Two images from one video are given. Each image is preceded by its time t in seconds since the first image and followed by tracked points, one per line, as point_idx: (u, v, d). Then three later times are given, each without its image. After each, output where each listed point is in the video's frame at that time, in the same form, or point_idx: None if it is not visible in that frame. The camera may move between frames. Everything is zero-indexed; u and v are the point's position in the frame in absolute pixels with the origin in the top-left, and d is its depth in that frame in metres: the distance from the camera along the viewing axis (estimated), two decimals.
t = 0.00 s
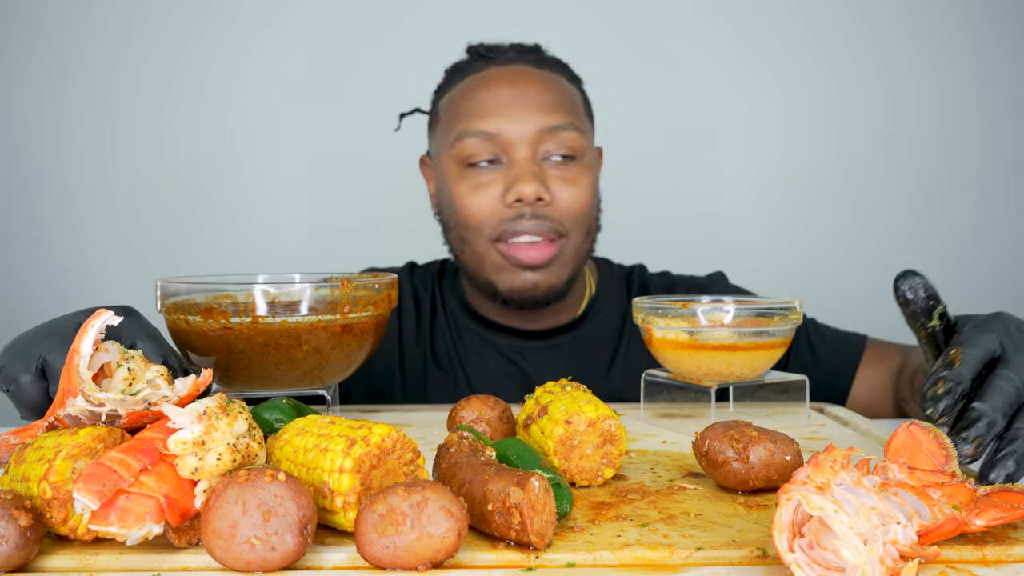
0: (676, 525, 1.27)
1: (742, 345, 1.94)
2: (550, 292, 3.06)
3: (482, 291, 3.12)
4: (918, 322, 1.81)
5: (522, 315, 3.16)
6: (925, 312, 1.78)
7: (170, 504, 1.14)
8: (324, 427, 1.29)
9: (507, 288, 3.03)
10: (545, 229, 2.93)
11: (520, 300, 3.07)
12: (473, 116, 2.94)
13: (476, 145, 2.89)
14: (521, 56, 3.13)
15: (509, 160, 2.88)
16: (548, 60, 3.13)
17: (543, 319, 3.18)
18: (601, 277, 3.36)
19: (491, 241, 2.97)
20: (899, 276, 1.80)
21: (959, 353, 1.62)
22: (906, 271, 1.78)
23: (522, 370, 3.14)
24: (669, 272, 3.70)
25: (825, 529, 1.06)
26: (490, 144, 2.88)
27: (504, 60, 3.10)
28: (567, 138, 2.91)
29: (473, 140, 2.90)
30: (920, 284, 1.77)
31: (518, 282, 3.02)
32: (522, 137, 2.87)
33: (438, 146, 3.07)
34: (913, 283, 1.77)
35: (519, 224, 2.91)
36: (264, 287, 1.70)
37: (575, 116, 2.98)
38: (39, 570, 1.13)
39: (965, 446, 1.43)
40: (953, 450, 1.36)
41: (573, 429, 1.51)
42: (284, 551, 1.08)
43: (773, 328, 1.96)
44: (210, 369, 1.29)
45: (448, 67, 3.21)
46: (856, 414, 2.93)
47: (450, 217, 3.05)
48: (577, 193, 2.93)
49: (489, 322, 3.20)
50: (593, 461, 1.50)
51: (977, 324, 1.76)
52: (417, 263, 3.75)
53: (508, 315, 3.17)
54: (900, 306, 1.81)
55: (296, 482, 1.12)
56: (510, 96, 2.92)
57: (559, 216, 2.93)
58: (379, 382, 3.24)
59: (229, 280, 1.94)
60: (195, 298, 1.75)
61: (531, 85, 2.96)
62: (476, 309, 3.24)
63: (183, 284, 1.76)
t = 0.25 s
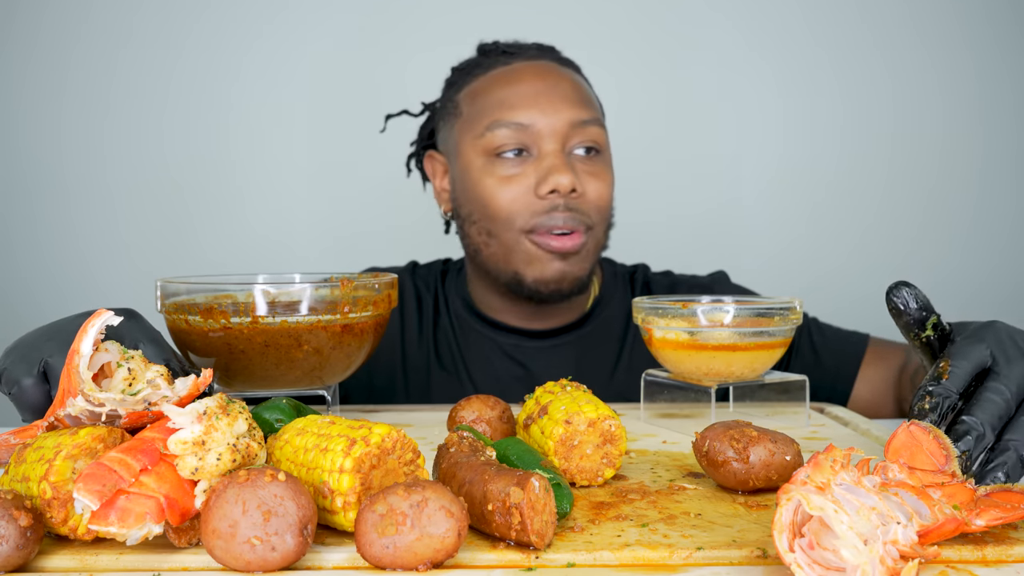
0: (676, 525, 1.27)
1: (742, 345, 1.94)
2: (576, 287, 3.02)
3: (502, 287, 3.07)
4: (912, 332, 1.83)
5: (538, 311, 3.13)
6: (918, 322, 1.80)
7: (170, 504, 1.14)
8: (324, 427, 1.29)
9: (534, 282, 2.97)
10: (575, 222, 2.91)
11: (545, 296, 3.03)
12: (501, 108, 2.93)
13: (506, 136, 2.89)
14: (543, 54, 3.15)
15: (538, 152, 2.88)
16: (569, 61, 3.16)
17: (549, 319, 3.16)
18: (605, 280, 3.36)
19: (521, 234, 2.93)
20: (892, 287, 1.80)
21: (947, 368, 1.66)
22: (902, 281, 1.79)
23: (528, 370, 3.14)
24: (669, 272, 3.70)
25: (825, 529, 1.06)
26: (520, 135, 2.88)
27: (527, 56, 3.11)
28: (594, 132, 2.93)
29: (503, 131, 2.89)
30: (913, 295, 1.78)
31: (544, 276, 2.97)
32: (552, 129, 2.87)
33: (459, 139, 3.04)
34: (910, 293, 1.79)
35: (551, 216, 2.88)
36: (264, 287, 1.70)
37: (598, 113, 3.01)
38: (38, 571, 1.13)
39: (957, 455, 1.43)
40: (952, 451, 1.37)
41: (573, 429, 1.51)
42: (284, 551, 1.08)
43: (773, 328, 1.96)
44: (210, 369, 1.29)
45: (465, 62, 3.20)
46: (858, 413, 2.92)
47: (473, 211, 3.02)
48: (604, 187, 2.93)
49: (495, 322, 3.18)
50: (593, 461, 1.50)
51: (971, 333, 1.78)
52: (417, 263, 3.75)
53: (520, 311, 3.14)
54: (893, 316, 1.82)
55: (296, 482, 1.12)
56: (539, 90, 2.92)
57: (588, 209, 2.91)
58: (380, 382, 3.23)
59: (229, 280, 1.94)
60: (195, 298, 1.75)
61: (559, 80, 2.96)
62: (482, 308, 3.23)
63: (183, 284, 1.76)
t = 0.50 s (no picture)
0: (676, 525, 1.27)
1: (742, 345, 1.94)
2: (580, 286, 3.01)
3: (507, 285, 3.05)
4: (913, 319, 1.84)
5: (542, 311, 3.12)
6: (920, 309, 1.82)
7: (170, 504, 1.14)
8: (324, 427, 1.29)
9: (540, 281, 2.96)
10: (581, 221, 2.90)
11: (549, 295, 3.02)
12: (507, 107, 2.93)
13: (512, 135, 2.90)
14: (549, 54, 3.17)
15: (545, 152, 2.88)
16: (575, 61, 3.16)
17: (551, 319, 3.15)
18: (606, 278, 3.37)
19: (527, 233, 2.92)
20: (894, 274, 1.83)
21: (947, 351, 1.67)
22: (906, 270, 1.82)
23: (529, 370, 3.14)
24: (669, 272, 3.70)
25: (825, 529, 1.06)
26: (527, 134, 2.88)
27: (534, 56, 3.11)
28: (600, 133, 2.93)
29: (509, 130, 2.90)
30: (915, 282, 1.80)
31: (549, 275, 2.96)
32: (559, 129, 2.87)
33: (465, 138, 3.04)
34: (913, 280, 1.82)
35: (557, 215, 2.87)
36: (264, 287, 1.70)
37: (605, 114, 3.01)
38: (38, 571, 1.13)
39: (954, 437, 1.44)
40: (952, 450, 1.36)
41: (573, 429, 1.51)
42: (284, 551, 1.08)
43: (773, 328, 1.96)
44: (210, 369, 1.29)
45: (471, 61, 3.20)
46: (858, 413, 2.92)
47: (478, 209, 3.02)
48: (610, 187, 2.93)
49: (496, 323, 3.18)
50: (593, 461, 1.50)
51: (971, 319, 1.78)
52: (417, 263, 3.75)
53: (523, 311, 3.13)
54: (894, 303, 1.84)
55: (296, 482, 1.12)
56: (546, 89, 2.92)
57: (594, 208, 2.91)
58: (380, 382, 3.23)
59: (229, 280, 1.94)
60: (195, 298, 1.75)
61: (566, 80, 2.97)
62: (483, 308, 3.23)
63: (183, 285, 1.76)
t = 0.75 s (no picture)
0: (676, 525, 1.27)
1: (742, 345, 1.94)
2: (579, 284, 3.01)
3: (506, 283, 3.06)
4: (926, 299, 1.99)
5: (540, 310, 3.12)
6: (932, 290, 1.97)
7: (170, 504, 1.14)
8: (324, 427, 1.29)
9: (538, 278, 2.97)
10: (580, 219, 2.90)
11: (548, 294, 3.02)
12: (507, 106, 2.93)
13: (512, 133, 2.90)
14: (550, 54, 3.17)
15: (544, 150, 2.88)
16: (576, 61, 3.16)
17: (549, 320, 3.16)
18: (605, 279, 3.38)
19: (525, 231, 2.92)
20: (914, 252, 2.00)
21: (952, 331, 1.81)
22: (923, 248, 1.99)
23: (529, 369, 3.13)
24: (669, 271, 3.70)
25: (825, 529, 1.06)
26: (527, 133, 2.88)
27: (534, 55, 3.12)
28: (599, 133, 2.94)
29: (509, 128, 2.90)
30: (933, 261, 1.97)
31: (548, 272, 2.96)
32: (559, 127, 2.88)
33: (465, 136, 3.05)
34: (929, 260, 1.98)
35: (556, 212, 2.87)
36: (264, 287, 1.70)
37: (605, 113, 3.02)
38: (38, 571, 1.13)
39: (944, 416, 1.65)
40: (953, 451, 1.36)
41: (573, 429, 1.51)
42: (284, 552, 1.08)
43: (773, 328, 1.96)
44: (210, 369, 1.29)
45: (472, 60, 3.20)
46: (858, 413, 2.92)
47: (477, 207, 3.02)
48: (609, 185, 2.93)
49: (495, 323, 3.18)
50: (593, 461, 1.50)
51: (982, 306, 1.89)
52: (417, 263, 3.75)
53: (522, 310, 3.13)
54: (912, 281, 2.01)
55: (296, 482, 1.12)
56: (546, 88, 2.92)
57: (593, 205, 2.91)
58: (380, 382, 3.23)
59: (229, 280, 1.93)
60: (195, 298, 1.75)
61: (565, 79, 2.97)
62: (482, 307, 3.23)
63: (183, 285, 1.76)
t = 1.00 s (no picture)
0: (676, 525, 1.27)
1: (742, 345, 1.94)
2: (574, 278, 3.00)
3: (500, 276, 3.06)
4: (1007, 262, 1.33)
5: (536, 304, 3.12)
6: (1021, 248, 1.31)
7: (170, 504, 1.14)
8: (324, 427, 1.29)
9: (532, 271, 2.96)
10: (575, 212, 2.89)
11: (542, 288, 3.02)
12: (504, 99, 2.93)
13: (508, 126, 2.89)
14: (548, 50, 3.18)
15: (540, 143, 2.88)
16: (575, 56, 3.17)
17: (546, 312, 3.15)
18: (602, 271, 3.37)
19: (521, 223, 2.92)
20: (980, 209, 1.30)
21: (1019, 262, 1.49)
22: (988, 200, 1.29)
23: (525, 362, 3.14)
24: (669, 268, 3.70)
25: (825, 529, 1.06)
26: (523, 126, 2.88)
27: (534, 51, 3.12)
28: (595, 127, 2.93)
29: (505, 120, 2.89)
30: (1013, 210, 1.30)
31: (543, 266, 2.96)
32: (555, 120, 2.87)
33: (462, 129, 3.05)
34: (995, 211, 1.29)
35: (551, 204, 2.87)
36: (264, 287, 1.70)
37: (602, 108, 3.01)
38: (38, 571, 1.13)
39: None
40: (953, 450, 1.36)
41: (573, 429, 1.51)
42: (284, 551, 1.08)
43: (773, 328, 1.96)
44: (210, 369, 1.29)
45: (471, 55, 3.20)
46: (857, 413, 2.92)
47: (473, 200, 3.02)
48: (605, 179, 2.93)
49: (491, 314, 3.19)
50: (592, 461, 1.50)
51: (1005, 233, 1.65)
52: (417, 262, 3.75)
53: (519, 304, 3.13)
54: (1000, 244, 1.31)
55: (296, 482, 1.12)
56: (543, 82, 2.92)
57: (588, 199, 2.90)
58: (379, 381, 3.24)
59: (229, 280, 1.94)
60: (194, 298, 1.75)
61: (564, 73, 2.97)
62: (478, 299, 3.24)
63: (183, 285, 1.76)
